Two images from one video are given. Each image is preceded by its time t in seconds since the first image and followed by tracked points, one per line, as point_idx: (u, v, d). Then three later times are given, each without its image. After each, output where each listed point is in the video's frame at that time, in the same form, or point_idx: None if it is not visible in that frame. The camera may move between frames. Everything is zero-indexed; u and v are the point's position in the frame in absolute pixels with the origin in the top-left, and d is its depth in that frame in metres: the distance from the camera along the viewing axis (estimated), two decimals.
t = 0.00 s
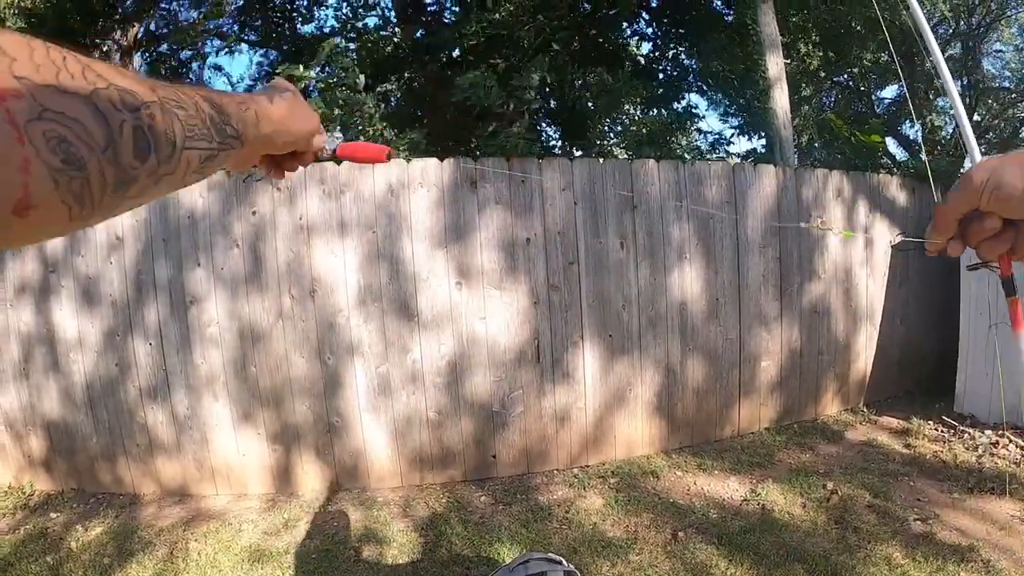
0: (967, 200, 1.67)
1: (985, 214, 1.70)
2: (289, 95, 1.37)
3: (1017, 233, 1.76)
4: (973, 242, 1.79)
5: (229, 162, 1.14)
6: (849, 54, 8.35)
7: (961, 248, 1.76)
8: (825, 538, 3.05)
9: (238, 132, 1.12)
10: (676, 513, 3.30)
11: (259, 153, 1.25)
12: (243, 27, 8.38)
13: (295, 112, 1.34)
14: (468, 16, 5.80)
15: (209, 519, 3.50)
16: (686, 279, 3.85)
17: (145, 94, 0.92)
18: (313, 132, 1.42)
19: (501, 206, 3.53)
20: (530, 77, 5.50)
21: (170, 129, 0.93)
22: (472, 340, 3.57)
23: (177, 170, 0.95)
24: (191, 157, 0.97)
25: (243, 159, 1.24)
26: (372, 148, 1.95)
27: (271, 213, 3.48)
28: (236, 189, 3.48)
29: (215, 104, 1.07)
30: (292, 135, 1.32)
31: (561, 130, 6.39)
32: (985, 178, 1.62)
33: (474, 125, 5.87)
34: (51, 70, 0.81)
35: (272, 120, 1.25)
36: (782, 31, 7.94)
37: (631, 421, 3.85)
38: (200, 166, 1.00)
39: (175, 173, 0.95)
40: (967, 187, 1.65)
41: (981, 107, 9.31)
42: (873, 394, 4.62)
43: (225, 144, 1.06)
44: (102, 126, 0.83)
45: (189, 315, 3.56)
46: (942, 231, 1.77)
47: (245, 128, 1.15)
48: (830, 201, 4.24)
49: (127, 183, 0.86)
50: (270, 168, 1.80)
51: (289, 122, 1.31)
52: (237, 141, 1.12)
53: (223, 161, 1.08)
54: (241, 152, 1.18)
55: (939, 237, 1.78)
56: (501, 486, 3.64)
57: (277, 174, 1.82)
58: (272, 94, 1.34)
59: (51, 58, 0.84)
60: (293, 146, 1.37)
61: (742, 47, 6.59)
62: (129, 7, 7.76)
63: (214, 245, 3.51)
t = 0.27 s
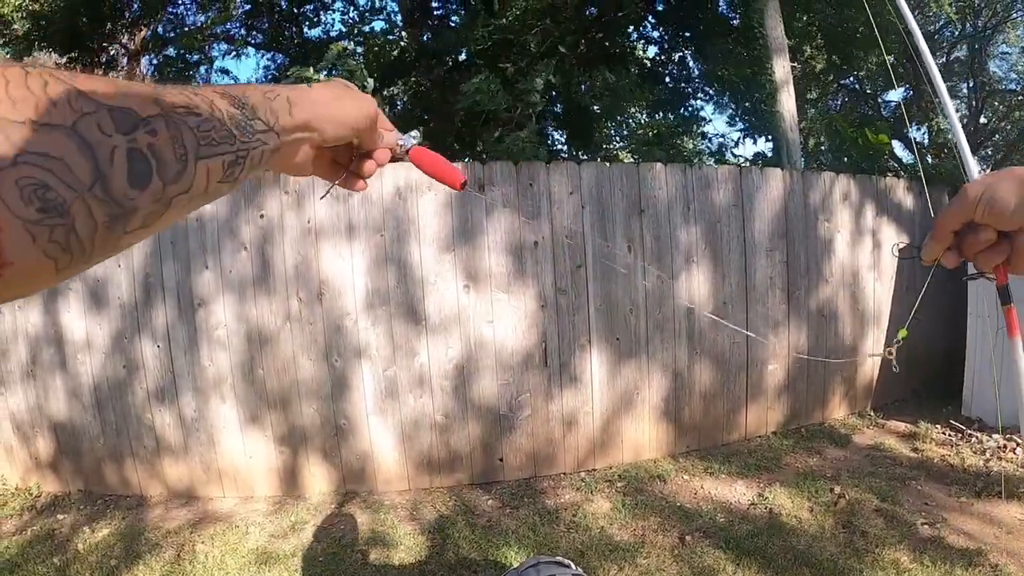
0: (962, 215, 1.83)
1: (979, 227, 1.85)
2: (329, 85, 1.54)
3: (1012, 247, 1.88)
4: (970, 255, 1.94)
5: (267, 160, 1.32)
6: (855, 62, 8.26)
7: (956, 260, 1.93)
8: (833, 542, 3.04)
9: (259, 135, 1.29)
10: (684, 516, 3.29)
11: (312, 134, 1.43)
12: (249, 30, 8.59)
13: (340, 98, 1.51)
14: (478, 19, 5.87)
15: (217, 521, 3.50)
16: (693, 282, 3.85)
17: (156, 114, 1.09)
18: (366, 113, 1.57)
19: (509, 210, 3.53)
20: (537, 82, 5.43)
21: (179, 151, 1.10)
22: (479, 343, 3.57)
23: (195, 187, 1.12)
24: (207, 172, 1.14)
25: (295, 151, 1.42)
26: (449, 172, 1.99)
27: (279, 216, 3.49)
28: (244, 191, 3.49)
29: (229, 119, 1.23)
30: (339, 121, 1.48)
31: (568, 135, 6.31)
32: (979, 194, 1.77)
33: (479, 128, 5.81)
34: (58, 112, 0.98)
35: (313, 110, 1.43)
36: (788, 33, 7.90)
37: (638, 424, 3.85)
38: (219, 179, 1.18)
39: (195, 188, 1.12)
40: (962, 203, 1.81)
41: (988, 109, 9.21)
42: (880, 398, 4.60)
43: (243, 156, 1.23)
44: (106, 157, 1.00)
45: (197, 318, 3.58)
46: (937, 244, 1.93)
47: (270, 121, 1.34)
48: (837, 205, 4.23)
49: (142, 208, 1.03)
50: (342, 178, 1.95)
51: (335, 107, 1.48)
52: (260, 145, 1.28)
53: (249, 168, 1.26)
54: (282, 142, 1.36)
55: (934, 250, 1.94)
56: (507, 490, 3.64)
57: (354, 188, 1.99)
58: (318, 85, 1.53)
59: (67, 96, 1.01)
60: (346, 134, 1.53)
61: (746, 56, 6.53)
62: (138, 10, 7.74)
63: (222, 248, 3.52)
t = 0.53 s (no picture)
0: (983, 219, 1.81)
1: (999, 232, 1.82)
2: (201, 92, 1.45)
3: None
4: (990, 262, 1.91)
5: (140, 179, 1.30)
6: (863, 65, 8.28)
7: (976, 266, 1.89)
8: (842, 548, 3.03)
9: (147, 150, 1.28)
10: (691, 521, 3.28)
11: (191, 151, 1.37)
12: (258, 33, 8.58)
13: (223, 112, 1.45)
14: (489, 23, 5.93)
15: (225, 522, 3.52)
16: (702, 287, 3.85)
17: (36, 140, 1.08)
18: (238, 121, 1.49)
19: (517, 214, 3.54)
20: (546, 84, 5.39)
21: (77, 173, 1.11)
22: (487, 347, 3.58)
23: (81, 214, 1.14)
24: (84, 200, 1.13)
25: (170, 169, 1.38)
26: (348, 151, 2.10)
27: (289, 219, 3.50)
28: (254, 194, 3.50)
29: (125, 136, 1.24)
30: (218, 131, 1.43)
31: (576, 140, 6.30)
32: (998, 199, 1.76)
33: (488, 134, 5.76)
34: None
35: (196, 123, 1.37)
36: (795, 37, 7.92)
37: (645, 429, 3.84)
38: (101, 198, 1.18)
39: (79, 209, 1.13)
40: (982, 207, 1.80)
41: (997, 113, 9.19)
42: (889, 402, 4.59)
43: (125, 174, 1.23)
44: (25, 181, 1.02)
45: (206, 321, 3.59)
46: (960, 249, 1.90)
47: (121, 144, 1.23)
48: (846, 209, 4.22)
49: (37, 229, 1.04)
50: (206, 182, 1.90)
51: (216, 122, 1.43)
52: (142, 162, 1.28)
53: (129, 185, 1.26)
54: (158, 163, 1.32)
55: (955, 254, 1.90)
56: (515, 493, 3.64)
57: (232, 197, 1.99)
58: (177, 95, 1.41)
59: None
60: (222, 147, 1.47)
61: (751, 60, 6.71)
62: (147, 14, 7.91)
63: (231, 250, 3.54)
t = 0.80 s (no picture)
0: (970, 233, 2.05)
1: (987, 245, 2.06)
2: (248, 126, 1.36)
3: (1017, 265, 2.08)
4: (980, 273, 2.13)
5: (185, 221, 1.20)
6: (875, 68, 8.24)
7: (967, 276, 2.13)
8: (853, 552, 3.01)
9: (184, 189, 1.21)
10: (703, 523, 3.28)
11: (240, 185, 1.31)
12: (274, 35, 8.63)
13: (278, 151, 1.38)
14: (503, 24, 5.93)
15: (238, 519, 3.54)
16: (716, 289, 3.84)
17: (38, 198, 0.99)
18: (295, 167, 1.42)
19: (532, 215, 3.54)
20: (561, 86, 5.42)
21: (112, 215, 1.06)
22: (500, 347, 3.59)
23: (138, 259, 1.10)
24: (107, 256, 1.03)
25: (220, 207, 1.29)
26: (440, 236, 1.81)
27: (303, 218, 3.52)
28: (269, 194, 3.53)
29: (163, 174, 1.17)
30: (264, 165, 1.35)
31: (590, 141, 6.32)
32: (985, 215, 1.99)
33: (503, 137, 5.81)
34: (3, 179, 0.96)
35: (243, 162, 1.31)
36: (811, 38, 7.89)
37: (657, 430, 3.84)
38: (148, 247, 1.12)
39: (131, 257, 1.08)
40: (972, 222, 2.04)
41: (1012, 116, 9.10)
42: (902, 407, 4.56)
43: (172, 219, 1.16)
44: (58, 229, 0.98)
45: (221, 319, 3.62)
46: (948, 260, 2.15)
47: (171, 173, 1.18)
48: (860, 212, 4.20)
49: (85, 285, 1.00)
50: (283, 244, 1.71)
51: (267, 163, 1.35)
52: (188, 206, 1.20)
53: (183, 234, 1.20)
54: (198, 197, 1.22)
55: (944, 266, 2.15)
56: (526, 494, 3.65)
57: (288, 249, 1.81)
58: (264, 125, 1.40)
59: None
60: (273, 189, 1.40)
61: (770, 61, 6.70)
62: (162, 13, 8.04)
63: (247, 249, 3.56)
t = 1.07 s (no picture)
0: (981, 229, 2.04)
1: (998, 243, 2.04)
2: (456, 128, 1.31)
3: None
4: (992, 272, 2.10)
5: (386, 229, 1.21)
6: (883, 67, 8.19)
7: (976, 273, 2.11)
8: (857, 555, 3.00)
9: (327, 218, 1.11)
10: (707, 525, 3.27)
11: (438, 195, 1.28)
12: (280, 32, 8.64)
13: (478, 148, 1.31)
14: (510, 21, 5.91)
15: (242, 515, 3.55)
16: (722, 289, 3.83)
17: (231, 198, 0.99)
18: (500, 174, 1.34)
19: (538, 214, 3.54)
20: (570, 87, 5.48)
21: (233, 260, 0.95)
22: (506, 346, 3.59)
23: (260, 303, 0.98)
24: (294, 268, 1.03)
25: (421, 213, 1.28)
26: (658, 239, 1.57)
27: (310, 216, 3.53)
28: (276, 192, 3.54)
29: (290, 206, 1.06)
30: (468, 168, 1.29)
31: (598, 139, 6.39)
32: (996, 212, 1.99)
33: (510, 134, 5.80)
34: (113, 221, 0.87)
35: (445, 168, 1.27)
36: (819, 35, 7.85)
37: (662, 431, 3.84)
38: (272, 294, 1.00)
39: (250, 306, 0.97)
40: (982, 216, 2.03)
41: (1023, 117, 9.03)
42: (908, 409, 4.54)
43: (298, 259, 1.04)
44: (169, 285, 0.87)
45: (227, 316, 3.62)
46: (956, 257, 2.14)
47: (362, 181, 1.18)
48: (867, 213, 4.19)
49: (194, 345, 0.90)
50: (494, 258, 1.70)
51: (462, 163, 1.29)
52: (321, 239, 1.09)
53: (315, 273, 1.07)
54: (396, 205, 1.23)
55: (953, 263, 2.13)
56: (531, 493, 3.65)
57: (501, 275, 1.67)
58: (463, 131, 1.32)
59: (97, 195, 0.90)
60: (481, 190, 1.32)
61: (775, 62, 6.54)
62: (170, 11, 8.12)
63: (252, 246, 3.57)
